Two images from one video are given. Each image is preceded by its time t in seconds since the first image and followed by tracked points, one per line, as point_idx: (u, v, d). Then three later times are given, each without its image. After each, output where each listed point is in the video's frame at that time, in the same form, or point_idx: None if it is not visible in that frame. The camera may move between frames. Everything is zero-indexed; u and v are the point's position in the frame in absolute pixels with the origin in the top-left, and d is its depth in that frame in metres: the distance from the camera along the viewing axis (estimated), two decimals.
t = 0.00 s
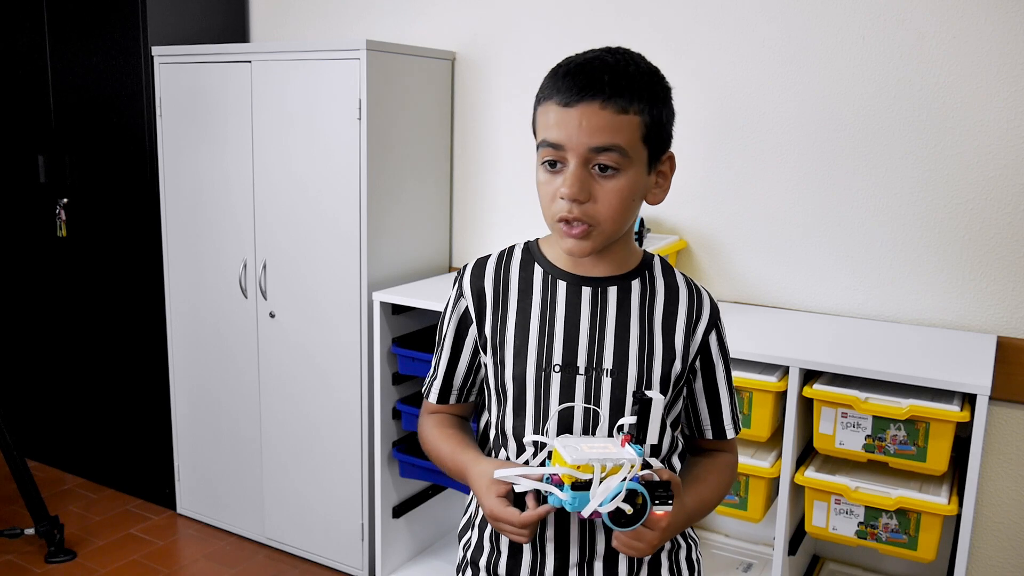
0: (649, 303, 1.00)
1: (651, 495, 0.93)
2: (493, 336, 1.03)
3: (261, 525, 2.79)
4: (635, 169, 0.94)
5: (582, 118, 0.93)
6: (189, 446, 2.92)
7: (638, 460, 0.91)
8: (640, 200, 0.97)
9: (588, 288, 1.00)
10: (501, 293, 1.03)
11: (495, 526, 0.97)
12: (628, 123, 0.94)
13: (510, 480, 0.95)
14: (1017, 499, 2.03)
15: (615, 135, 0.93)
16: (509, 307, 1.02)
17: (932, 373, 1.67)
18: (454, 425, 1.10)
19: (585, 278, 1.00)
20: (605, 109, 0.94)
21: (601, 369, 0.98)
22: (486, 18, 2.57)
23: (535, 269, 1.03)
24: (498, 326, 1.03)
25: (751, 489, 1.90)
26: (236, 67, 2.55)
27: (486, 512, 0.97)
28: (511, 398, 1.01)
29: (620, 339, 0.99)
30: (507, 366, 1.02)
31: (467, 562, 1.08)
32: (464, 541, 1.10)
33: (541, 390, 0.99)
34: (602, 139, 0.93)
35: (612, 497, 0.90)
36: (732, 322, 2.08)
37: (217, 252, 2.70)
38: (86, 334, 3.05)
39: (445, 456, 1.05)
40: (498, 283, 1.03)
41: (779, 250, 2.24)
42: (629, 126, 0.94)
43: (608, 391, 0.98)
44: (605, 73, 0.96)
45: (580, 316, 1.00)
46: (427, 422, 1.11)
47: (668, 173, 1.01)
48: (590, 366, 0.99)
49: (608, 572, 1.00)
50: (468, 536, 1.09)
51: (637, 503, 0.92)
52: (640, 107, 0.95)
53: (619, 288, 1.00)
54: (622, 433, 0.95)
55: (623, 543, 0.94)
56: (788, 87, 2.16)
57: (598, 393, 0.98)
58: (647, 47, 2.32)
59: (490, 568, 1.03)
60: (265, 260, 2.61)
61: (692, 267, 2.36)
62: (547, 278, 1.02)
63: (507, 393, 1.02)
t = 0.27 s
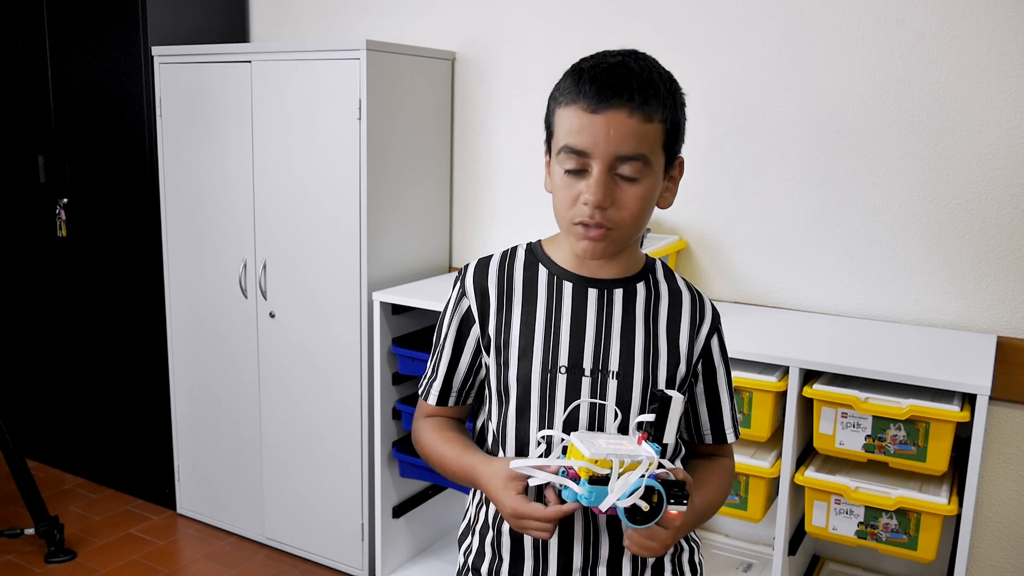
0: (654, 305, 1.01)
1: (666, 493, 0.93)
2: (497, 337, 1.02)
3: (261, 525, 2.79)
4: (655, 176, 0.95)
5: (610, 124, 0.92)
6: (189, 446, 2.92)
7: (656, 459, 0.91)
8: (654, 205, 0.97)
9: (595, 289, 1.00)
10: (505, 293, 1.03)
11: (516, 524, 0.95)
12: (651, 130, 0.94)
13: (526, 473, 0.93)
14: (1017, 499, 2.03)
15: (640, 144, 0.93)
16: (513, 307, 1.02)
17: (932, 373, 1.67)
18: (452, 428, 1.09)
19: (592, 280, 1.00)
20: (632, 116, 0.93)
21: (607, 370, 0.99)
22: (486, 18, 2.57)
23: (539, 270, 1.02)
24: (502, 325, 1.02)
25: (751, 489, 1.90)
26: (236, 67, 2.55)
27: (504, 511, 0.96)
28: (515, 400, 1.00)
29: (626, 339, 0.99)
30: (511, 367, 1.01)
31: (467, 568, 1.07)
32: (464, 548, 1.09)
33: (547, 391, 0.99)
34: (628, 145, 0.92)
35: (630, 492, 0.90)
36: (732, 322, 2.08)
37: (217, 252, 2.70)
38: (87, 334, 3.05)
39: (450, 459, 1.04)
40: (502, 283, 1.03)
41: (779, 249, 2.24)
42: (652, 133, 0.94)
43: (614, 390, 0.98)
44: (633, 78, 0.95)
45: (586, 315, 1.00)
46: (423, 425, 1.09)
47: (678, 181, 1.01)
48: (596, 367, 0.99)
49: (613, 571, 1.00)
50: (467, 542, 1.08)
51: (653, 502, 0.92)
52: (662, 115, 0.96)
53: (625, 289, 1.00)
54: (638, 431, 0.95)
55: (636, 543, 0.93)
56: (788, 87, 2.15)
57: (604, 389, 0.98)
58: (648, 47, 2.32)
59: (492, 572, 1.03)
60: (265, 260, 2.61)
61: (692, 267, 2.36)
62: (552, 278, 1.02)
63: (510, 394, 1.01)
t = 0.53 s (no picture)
0: (659, 307, 1.01)
1: (678, 510, 0.93)
2: (501, 339, 1.02)
3: (261, 525, 2.79)
4: (660, 147, 0.96)
5: (612, 93, 0.94)
6: (189, 446, 2.92)
7: (667, 473, 0.92)
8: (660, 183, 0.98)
9: (599, 289, 1.00)
10: (507, 295, 1.03)
11: (520, 533, 0.95)
12: (653, 102, 0.96)
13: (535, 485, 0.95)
14: (1018, 499, 2.03)
15: (643, 111, 0.94)
16: (517, 308, 1.02)
17: (932, 373, 1.67)
18: (456, 433, 1.09)
19: (596, 278, 1.00)
20: (633, 85, 0.95)
21: (612, 373, 0.98)
22: (486, 18, 2.57)
23: (542, 271, 1.03)
24: (505, 327, 1.02)
25: (751, 489, 1.90)
26: (236, 67, 2.55)
27: (509, 519, 0.96)
28: (520, 403, 1.00)
29: (630, 341, 0.99)
30: (514, 370, 1.01)
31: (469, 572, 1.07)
32: (468, 555, 1.08)
33: (551, 395, 0.99)
34: (632, 111, 0.94)
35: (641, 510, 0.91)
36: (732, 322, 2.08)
37: (217, 252, 2.70)
38: (87, 334, 3.05)
39: (456, 464, 1.04)
40: (505, 285, 1.03)
41: (779, 249, 2.24)
42: (654, 104, 0.96)
43: (619, 393, 0.98)
44: (631, 55, 0.98)
45: (590, 316, 1.00)
46: (428, 430, 1.10)
47: (679, 167, 1.02)
48: (601, 370, 0.99)
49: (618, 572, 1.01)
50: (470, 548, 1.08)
51: (664, 518, 0.93)
52: (660, 90, 0.98)
53: (628, 289, 1.00)
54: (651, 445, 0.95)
55: (644, 558, 0.94)
56: (788, 87, 2.15)
57: (609, 394, 0.98)
58: (648, 47, 2.32)
59: None
60: (265, 260, 2.61)
61: (692, 267, 2.36)
62: (555, 279, 1.02)
63: (514, 398, 1.01)
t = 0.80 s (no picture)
0: (660, 304, 1.01)
1: (673, 505, 0.92)
2: (501, 341, 1.03)
3: (261, 525, 2.79)
4: (655, 143, 0.96)
5: (605, 90, 0.94)
6: (189, 446, 2.92)
7: (660, 469, 0.90)
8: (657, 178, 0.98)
9: (598, 288, 1.00)
10: (507, 297, 1.03)
11: (506, 534, 0.96)
12: (646, 98, 0.96)
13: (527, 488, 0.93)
14: (1018, 499, 2.03)
15: (637, 107, 0.94)
16: (517, 310, 1.02)
17: (932, 373, 1.67)
18: (460, 436, 1.10)
19: (596, 277, 1.00)
20: (625, 82, 0.95)
21: (612, 372, 0.98)
22: (486, 18, 2.57)
23: (542, 272, 1.03)
24: (505, 328, 1.03)
25: (751, 489, 1.90)
26: (236, 67, 2.55)
27: (496, 519, 0.97)
28: (520, 403, 1.01)
29: (631, 340, 0.99)
30: (515, 370, 1.01)
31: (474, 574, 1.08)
32: (472, 556, 1.09)
33: (551, 395, 0.99)
34: (625, 108, 0.94)
35: (633, 504, 0.89)
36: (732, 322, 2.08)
37: (217, 252, 2.70)
38: (87, 334, 3.05)
39: (456, 465, 1.05)
40: (505, 287, 1.04)
41: (779, 249, 2.24)
42: (647, 100, 0.96)
43: (620, 392, 0.98)
44: (620, 52, 0.98)
45: (590, 316, 1.00)
46: (434, 432, 1.12)
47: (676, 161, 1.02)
48: (601, 370, 0.99)
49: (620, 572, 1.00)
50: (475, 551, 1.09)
51: (660, 513, 0.92)
52: (652, 85, 0.98)
53: (628, 288, 1.00)
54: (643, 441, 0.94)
55: (645, 556, 0.94)
56: (788, 87, 2.15)
57: (609, 394, 0.98)
58: (648, 46, 2.32)
59: None
60: (265, 260, 2.61)
61: (692, 267, 2.36)
62: (554, 279, 1.02)
63: (515, 398, 1.01)
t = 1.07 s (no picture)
0: (646, 302, 1.00)
1: (652, 497, 0.92)
2: (490, 341, 1.03)
3: (261, 525, 2.79)
4: (637, 161, 0.95)
5: (583, 117, 0.93)
6: (189, 446, 2.92)
7: (638, 462, 0.91)
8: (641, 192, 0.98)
9: (584, 288, 1.00)
10: (496, 298, 1.03)
11: (497, 529, 0.96)
12: (626, 116, 0.95)
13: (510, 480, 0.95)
14: (1017, 499, 2.03)
15: (617, 130, 0.94)
16: (505, 310, 1.02)
17: (931, 373, 1.67)
18: (453, 435, 1.10)
19: (582, 279, 1.00)
20: (604, 105, 0.94)
21: (599, 370, 0.98)
22: (486, 18, 2.57)
23: (529, 273, 1.03)
24: (494, 329, 1.03)
25: (751, 489, 1.90)
26: (236, 67, 2.55)
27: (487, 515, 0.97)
28: (509, 402, 1.01)
29: (617, 338, 0.99)
30: (504, 369, 1.02)
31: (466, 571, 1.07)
32: (464, 552, 1.09)
33: (539, 393, 0.99)
34: (605, 134, 0.93)
35: (610, 496, 0.90)
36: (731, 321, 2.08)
37: (217, 252, 2.70)
38: (87, 334, 3.05)
39: (447, 464, 1.05)
40: (493, 288, 1.04)
41: (779, 249, 2.24)
42: (627, 119, 0.95)
43: (606, 390, 0.98)
44: (598, 69, 0.96)
45: (577, 316, 1.00)
46: (426, 431, 1.11)
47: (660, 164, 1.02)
48: (588, 367, 0.99)
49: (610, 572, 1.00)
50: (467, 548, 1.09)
51: (638, 506, 0.92)
52: (633, 99, 0.96)
53: (614, 287, 1.00)
54: (625, 434, 0.95)
55: (626, 549, 0.93)
56: (788, 87, 2.15)
57: (596, 391, 0.98)
58: (648, 47, 2.32)
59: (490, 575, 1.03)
60: (265, 259, 2.61)
61: (692, 267, 2.36)
62: (542, 280, 1.02)
63: (505, 397, 1.01)
